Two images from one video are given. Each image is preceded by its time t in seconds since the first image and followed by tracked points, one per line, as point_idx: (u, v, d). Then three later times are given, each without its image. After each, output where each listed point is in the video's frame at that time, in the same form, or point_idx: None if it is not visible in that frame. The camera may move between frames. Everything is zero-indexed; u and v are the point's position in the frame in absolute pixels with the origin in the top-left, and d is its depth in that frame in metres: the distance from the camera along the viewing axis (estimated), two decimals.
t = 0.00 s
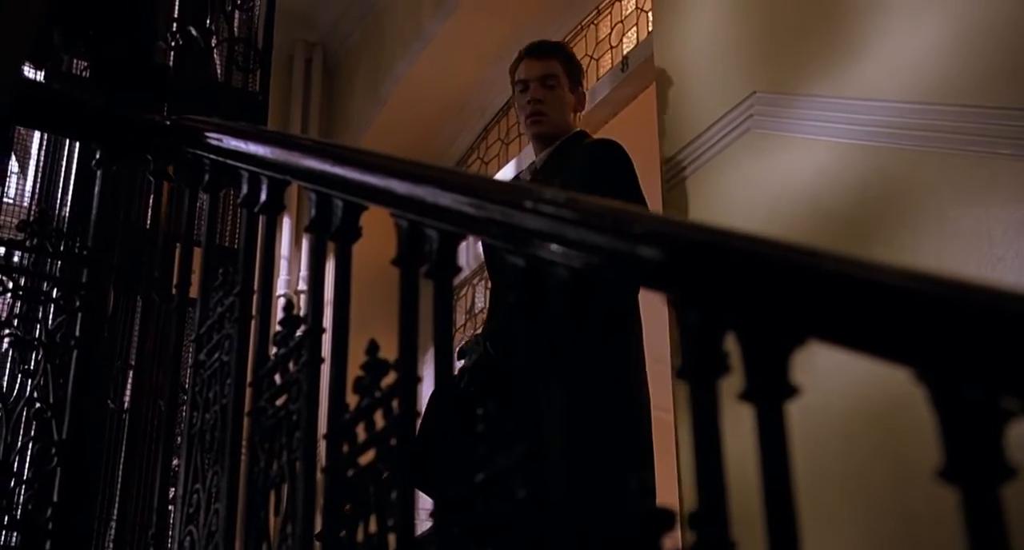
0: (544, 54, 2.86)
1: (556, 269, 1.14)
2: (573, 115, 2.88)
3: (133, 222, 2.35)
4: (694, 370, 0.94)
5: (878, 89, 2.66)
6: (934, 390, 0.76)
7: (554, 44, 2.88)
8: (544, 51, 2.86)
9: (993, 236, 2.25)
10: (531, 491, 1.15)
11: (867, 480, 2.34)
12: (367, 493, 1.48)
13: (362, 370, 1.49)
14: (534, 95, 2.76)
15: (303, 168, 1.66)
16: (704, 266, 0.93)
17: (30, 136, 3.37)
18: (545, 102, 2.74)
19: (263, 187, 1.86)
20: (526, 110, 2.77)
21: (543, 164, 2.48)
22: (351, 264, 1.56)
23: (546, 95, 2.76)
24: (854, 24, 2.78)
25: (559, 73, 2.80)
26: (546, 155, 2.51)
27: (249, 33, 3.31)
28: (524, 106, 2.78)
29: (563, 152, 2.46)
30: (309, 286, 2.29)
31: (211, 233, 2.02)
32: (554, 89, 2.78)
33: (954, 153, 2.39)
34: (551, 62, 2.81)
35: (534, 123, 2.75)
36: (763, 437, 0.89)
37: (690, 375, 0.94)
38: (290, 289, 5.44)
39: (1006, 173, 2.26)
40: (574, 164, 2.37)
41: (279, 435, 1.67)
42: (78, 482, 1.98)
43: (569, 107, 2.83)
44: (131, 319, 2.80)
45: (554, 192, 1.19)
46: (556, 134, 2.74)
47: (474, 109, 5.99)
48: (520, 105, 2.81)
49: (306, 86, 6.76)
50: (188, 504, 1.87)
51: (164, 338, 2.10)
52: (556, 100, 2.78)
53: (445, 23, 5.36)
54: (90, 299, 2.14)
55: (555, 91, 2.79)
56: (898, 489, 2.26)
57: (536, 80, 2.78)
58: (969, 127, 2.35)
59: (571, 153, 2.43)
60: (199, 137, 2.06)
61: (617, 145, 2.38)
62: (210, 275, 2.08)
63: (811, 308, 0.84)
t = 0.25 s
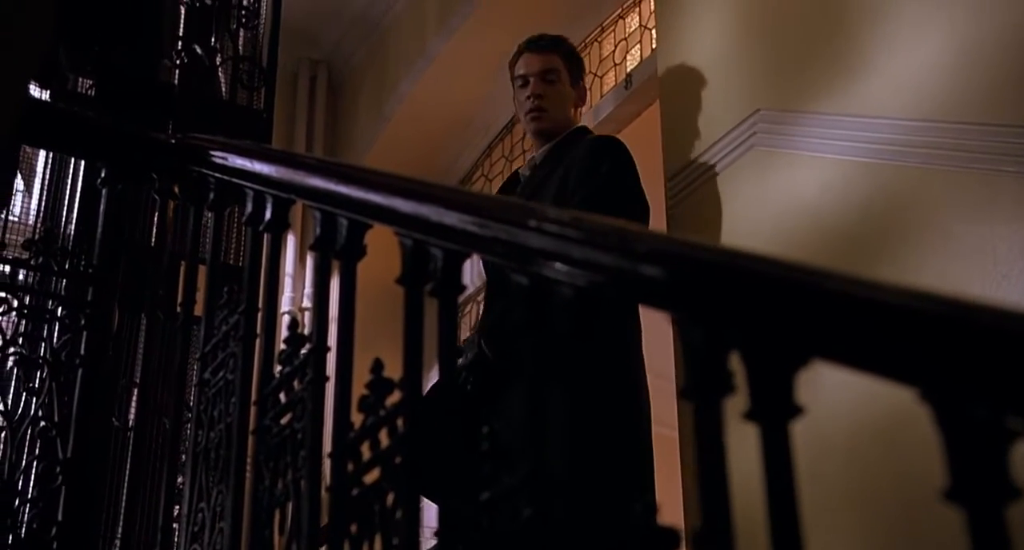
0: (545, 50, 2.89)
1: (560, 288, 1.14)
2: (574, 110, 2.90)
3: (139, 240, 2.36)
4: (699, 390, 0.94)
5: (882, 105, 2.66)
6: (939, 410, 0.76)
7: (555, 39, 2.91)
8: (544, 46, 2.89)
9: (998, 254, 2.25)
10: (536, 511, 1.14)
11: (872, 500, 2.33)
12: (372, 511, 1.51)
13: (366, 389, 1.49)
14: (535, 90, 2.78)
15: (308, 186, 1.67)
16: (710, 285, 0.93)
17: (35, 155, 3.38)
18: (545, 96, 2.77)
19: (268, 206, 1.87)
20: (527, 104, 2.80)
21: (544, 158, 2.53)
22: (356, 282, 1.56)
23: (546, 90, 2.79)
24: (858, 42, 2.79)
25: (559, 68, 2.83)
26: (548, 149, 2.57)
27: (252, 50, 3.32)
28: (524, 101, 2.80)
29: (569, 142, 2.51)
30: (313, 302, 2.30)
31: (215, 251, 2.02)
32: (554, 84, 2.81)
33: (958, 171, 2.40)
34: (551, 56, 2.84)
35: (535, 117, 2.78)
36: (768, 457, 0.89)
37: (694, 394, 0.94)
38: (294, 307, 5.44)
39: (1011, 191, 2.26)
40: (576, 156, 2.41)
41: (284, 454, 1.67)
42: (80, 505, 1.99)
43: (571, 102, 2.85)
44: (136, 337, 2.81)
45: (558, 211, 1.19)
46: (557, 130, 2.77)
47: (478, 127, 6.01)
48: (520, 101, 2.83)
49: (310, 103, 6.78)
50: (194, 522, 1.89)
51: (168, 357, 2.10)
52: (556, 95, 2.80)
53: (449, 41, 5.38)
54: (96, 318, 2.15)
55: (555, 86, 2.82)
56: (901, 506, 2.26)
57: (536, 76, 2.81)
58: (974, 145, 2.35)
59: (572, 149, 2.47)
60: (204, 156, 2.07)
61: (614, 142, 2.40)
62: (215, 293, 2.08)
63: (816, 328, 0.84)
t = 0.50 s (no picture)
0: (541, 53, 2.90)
1: (565, 309, 1.14)
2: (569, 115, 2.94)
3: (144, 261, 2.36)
4: (704, 412, 0.93)
5: (887, 126, 2.67)
6: (945, 433, 0.76)
7: (550, 43, 2.92)
8: (540, 49, 2.90)
9: (1004, 274, 2.25)
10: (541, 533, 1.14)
11: (878, 522, 2.33)
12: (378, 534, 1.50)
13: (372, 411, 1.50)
14: (530, 97, 2.81)
15: (313, 208, 1.68)
16: (715, 308, 0.93)
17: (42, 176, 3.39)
18: (540, 105, 2.80)
19: (273, 227, 1.87)
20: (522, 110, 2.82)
21: (542, 164, 2.55)
22: (361, 304, 1.56)
23: (541, 98, 2.81)
24: (862, 62, 2.80)
25: (555, 75, 2.85)
26: (542, 159, 2.59)
27: (257, 72, 3.35)
28: (520, 108, 2.83)
29: (569, 147, 2.54)
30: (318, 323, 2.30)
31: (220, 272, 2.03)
32: (550, 91, 2.84)
33: (963, 192, 2.40)
34: (547, 62, 2.86)
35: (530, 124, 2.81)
36: (773, 480, 0.88)
37: (699, 416, 0.94)
38: (300, 327, 5.45)
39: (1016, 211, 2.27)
40: (575, 162, 2.41)
41: (289, 475, 1.68)
42: (85, 523, 1.99)
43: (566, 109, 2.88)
44: (141, 358, 2.82)
45: (563, 233, 1.19)
46: (553, 137, 2.80)
47: (483, 147, 6.03)
48: (515, 107, 2.86)
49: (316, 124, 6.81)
50: (198, 544, 1.88)
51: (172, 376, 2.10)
52: (551, 102, 2.83)
53: (454, 62, 5.41)
54: (101, 339, 2.17)
55: (550, 92, 2.85)
56: (905, 528, 2.26)
57: (532, 82, 2.83)
58: (979, 165, 2.36)
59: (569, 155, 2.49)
60: (210, 177, 2.08)
61: (615, 151, 2.40)
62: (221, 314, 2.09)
63: (821, 350, 0.84)
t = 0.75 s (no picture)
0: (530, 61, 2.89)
1: (570, 328, 1.14)
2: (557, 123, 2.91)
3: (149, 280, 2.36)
4: (710, 431, 0.93)
5: (891, 143, 2.68)
6: (950, 453, 0.76)
7: (538, 51, 2.91)
8: (529, 57, 2.88)
9: (1009, 291, 2.25)
10: None
11: (884, 541, 2.32)
12: None
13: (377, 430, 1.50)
14: (518, 103, 2.79)
15: (318, 227, 1.68)
16: (719, 328, 0.93)
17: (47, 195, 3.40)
18: (528, 111, 2.78)
19: (279, 245, 1.87)
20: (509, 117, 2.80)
21: (531, 170, 2.54)
22: (366, 323, 1.56)
23: (529, 105, 2.79)
24: (866, 80, 2.81)
25: (543, 81, 2.84)
26: (531, 167, 2.58)
27: (263, 89, 3.29)
28: (508, 115, 2.81)
29: (558, 155, 2.53)
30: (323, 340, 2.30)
31: (225, 291, 2.03)
32: (538, 97, 2.82)
33: (967, 208, 2.40)
34: (535, 69, 2.85)
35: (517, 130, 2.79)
36: (778, 500, 0.88)
37: (705, 435, 0.93)
38: (304, 344, 5.45)
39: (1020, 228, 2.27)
40: (567, 170, 2.40)
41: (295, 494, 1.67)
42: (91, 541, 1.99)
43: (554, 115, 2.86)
44: (147, 374, 2.82)
45: (568, 251, 1.20)
46: (541, 144, 2.78)
47: (488, 164, 6.05)
48: (503, 114, 2.84)
49: (320, 141, 6.82)
50: None
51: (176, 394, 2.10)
52: (538, 108, 2.81)
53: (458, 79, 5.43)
54: (106, 357, 2.18)
55: (538, 99, 2.83)
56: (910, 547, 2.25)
57: (519, 88, 2.82)
58: (982, 182, 2.36)
59: (559, 162, 2.48)
60: (215, 196, 2.08)
61: (607, 161, 2.41)
62: (226, 333, 2.09)
63: (826, 370, 0.84)
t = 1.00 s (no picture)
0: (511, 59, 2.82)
1: (576, 348, 1.14)
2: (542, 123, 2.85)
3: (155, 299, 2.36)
4: (716, 450, 0.93)
5: (897, 160, 2.68)
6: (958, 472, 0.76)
7: (520, 48, 2.84)
8: (510, 55, 2.82)
9: (1016, 309, 2.25)
10: None
11: None
12: None
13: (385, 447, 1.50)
14: (499, 102, 2.73)
15: (324, 246, 1.68)
16: (724, 348, 0.94)
17: (55, 215, 3.41)
18: (509, 110, 2.71)
19: (285, 264, 1.88)
20: (490, 117, 2.74)
21: (514, 173, 2.50)
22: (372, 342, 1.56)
23: (511, 104, 2.73)
24: (871, 97, 2.81)
25: (525, 81, 2.77)
26: (515, 170, 2.52)
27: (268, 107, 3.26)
28: (489, 115, 2.74)
29: (540, 157, 2.50)
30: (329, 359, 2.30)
31: (232, 309, 2.03)
32: (520, 97, 2.75)
33: (974, 225, 2.41)
34: (517, 68, 2.78)
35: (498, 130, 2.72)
36: (785, 521, 0.88)
37: (712, 455, 0.93)
38: (310, 362, 5.45)
39: None
40: (552, 172, 2.35)
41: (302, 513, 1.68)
42: None
43: (537, 115, 2.79)
44: (153, 393, 2.82)
45: (574, 271, 1.20)
46: (523, 144, 2.71)
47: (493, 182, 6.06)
48: (485, 114, 2.77)
49: (326, 160, 6.84)
50: None
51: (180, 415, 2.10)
52: (520, 107, 2.74)
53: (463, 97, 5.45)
54: (112, 376, 2.21)
55: (520, 98, 2.76)
56: None
57: (501, 88, 2.75)
58: (989, 200, 2.37)
59: (544, 165, 2.43)
60: (220, 215, 2.08)
61: (590, 162, 2.33)
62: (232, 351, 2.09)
63: (833, 390, 0.85)
